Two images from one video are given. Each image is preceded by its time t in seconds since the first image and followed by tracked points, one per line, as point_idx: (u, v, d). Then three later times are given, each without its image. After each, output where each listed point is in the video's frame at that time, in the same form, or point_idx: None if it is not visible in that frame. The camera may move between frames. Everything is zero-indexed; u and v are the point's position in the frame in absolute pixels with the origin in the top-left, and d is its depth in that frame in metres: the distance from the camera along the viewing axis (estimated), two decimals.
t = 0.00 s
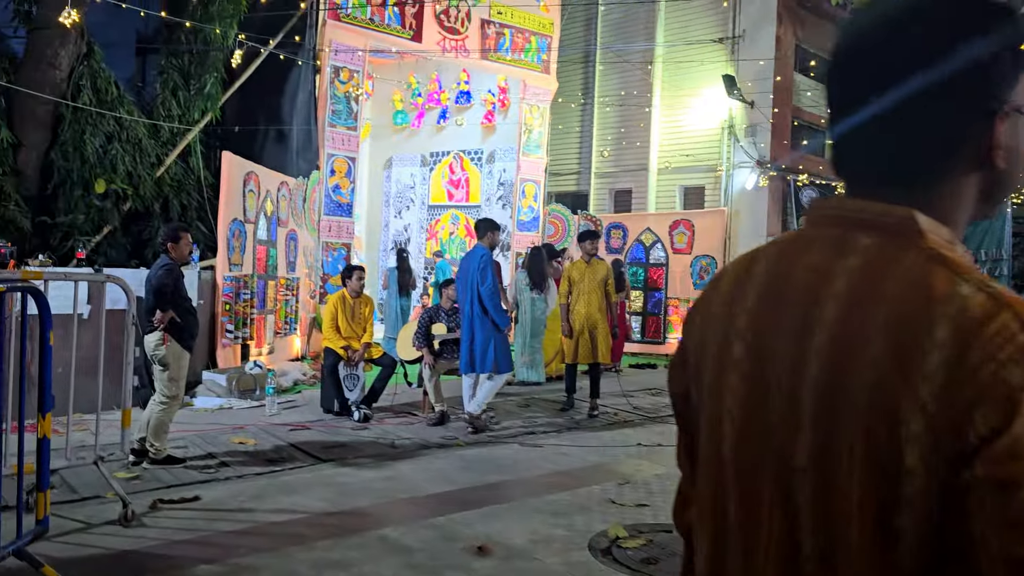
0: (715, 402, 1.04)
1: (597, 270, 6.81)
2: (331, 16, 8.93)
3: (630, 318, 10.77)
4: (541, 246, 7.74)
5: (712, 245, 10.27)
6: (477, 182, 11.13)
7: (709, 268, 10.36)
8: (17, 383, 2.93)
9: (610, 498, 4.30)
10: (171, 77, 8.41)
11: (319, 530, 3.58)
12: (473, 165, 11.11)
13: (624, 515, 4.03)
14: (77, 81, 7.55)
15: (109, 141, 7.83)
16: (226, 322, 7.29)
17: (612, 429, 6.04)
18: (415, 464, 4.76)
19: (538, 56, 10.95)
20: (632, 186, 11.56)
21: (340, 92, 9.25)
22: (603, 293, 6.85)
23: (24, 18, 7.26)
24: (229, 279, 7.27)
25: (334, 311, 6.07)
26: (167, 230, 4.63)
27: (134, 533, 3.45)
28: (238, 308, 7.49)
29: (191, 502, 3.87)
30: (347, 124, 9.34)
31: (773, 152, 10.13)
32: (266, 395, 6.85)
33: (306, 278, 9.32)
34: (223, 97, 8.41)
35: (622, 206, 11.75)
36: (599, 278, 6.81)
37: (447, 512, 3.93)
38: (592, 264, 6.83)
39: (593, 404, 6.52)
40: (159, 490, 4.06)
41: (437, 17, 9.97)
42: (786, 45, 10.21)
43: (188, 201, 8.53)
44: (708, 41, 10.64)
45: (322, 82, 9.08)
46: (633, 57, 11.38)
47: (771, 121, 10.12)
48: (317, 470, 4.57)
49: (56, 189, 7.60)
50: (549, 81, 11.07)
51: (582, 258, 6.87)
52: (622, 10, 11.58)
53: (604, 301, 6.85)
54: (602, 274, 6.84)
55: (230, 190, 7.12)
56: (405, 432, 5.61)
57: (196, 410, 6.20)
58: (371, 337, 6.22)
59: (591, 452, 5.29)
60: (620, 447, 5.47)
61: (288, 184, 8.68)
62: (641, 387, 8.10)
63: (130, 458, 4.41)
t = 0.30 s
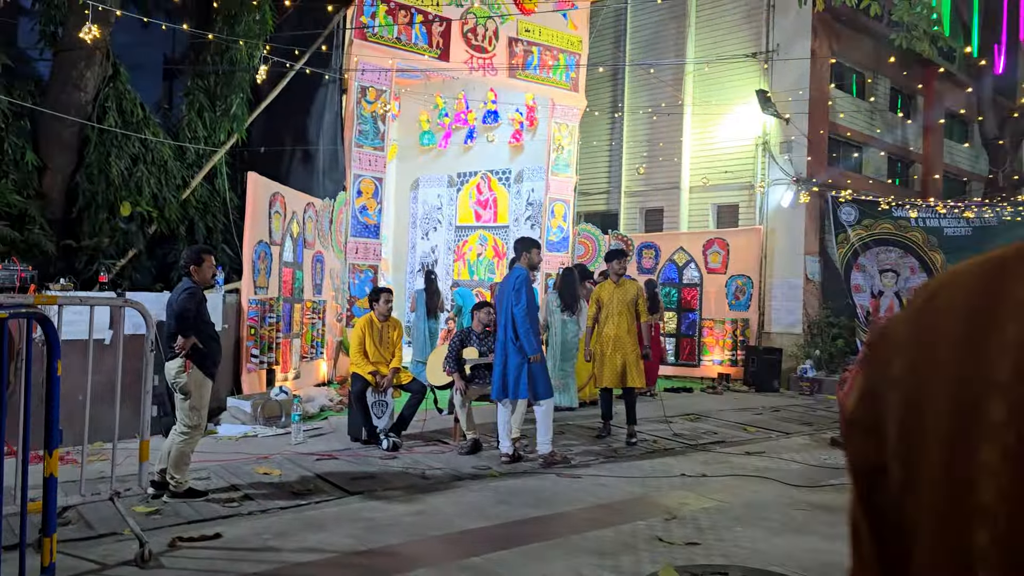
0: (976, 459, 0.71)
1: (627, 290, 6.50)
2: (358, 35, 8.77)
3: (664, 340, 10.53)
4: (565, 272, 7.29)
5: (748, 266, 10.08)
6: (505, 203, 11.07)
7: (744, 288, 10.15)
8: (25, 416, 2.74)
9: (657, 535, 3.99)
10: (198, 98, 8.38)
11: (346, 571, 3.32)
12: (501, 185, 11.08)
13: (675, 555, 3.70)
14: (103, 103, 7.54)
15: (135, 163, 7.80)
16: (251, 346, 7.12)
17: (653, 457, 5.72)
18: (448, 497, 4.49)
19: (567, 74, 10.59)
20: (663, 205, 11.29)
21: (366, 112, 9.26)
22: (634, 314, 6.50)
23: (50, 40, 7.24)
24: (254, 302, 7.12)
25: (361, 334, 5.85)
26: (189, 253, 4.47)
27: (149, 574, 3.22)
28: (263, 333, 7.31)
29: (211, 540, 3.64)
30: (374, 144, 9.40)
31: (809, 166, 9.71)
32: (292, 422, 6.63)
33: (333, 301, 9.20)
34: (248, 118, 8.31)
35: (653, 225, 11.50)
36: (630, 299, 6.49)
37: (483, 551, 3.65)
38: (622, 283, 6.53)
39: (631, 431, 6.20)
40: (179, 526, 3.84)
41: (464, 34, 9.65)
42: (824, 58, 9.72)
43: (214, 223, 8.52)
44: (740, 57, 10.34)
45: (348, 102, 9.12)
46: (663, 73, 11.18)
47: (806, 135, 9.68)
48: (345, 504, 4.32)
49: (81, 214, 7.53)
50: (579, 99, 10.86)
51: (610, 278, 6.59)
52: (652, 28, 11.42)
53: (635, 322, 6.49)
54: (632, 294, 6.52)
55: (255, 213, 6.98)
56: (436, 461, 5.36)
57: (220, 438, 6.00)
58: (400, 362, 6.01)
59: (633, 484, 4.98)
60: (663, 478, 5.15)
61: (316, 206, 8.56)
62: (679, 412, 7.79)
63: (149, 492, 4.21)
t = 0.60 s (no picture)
0: None
1: (647, 325, 6.11)
2: (370, 64, 8.58)
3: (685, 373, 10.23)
4: (582, 305, 6.86)
5: (773, 295, 9.71)
6: (520, 233, 11.03)
7: (769, 319, 9.77)
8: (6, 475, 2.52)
9: None
10: (209, 129, 8.26)
11: None
12: (517, 216, 11.03)
13: None
14: (112, 135, 7.40)
15: (145, 197, 7.73)
16: (261, 384, 6.88)
17: (683, 502, 5.39)
18: (468, 550, 4.20)
19: (583, 103, 10.43)
20: (683, 234, 11.05)
21: (380, 142, 8.99)
22: (654, 350, 6.12)
23: (59, 72, 7.20)
24: (265, 338, 6.90)
25: (375, 372, 5.61)
26: (195, 289, 4.25)
27: None
28: (274, 370, 7.07)
29: None
30: (387, 175, 9.13)
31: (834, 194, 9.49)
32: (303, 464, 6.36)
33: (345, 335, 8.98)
34: (260, 150, 8.17)
35: (672, 255, 11.25)
36: (650, 334, 6.10)
37: None
38: (640, 319, 6.14)
39: (659, 471, 5.89)
40: None
41: (479, 63, 9.49)
42: (846, 87, 9.59)
43: (224, 256, 8.36)
44: (759, 82, 10.17)
45: (361, 133, 8.87)
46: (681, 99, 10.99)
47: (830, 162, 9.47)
48: (358, 557, 4.04)
49: (90, 248, 7.39)
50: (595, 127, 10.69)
51: (627, 313, 6.21)
52: (668, 54, 11.23)
53: (655, 357, 6.11)
54: (652, 329, 6.13)
55: (266, 247, 6.79)
56: (454, 507, 5.07)
57: (228, 482, 5.74)
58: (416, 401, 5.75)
59: (664, 532, 4.66)
60: (695, 526, 4.83)
61: (327, 237, 8.34)
62: (706, 450, 7.47)
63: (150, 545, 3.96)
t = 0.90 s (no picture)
0: None
1: (656, 361, 5.62)
2: (372, 98, 8.45)
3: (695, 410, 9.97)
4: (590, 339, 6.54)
5: (782, 330, 9.54)
6: (523, 268, 10.88)
7: (780, 355, 9.57)
8: None
9: None
10: (208, 165, 8.20)
11: None
12: (519, 251, 10.89)
13: None
14: (109, 170, 7.26)
15: (141, 233, 7.56)
16: (259, 426, 6.66)
17: (701, 550, 5.12)
18: None
19: (587, 136, 10.31)
20: (689, 268, 10.92)
21: (382, 177, 8.88)
22: (665, 389, 5.64)
23: (55, 107, 7.07)
24: (263, 378, 6.69)
25: (377, 413, 5.36)
26: (189, 327, 4.04)
27: None
28: (272, 411, 6.84)
29: None
30: (389, 210, 8.95)
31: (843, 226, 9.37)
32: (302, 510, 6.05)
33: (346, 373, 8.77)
34: (259, 185, 8.02)
35: (679, 290, 11.08)
36: (659, 372, 5.60)
37: None
38: (649, 355, 5.65)
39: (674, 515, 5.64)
40: None
41: (481, 97, 9.42)
42: (853, 118, 9.52)
43: (223, 293, 8.18)
44: (764, 114, 10.09)
45: (362, 167, 8.77)
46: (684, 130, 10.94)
47: (838, 193, 9.39)
48: None
49: (84, 285, 7.20)
50: (599, 161, 10.64)
51: (635, 349, 5.72)
52: (672, 88, 11.22)
53: (665, 396, 5.63)
54: (661, 366, 5.63)
55: (264, 284, 6.60)
56: (460, 556, 4.80)
57: (221, 531, 5.42)
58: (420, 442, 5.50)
59: None
60: None
61: (327, 274, 8.19)
62: (721, 491, 7.19)
63: None
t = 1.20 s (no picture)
0: None
1: (660, 402, 5.36)
2: (364, 131, 8.44)
3: (696, 448, 9.69)
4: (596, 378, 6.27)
5: (784, 365, 9.29)
6: (518, 303, 10.65)
7: (783, 391, 9.29)
8: None
9: None
10: (196, 199, 7.93)
11: None
12: (514, 286, 10.68)
13: None
14: (93, 204, 7.08)
15: (126, 267, 7.23)
16: (244, 469, 6.34)
17: None
18: None
19: (581, 168, 10.11)
20: (687, 303, 10.71)
21: (373, 210, 8.91)
22: (670, 431, 5.35)
23: (38, 138, 6.81)
24: (250, 418, 6.40)
25: (369, 456, 5.08)
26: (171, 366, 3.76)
27: None
28: (259, 453, 6.54)
29: None
30: (381, 244, 9.01)
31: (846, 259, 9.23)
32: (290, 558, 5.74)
33: (336, 413, 8.45)
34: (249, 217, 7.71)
35: (677, 325, 10.88)
36: (664, 414, 5.34)
37: None
38: (654, 394, 5.39)
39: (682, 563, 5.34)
40: None
41: (475, 129, 9.29)
42: (852, 150, 9.44)
43: (209, 330, 7.83)
44: (763, 146, 10.03)
45: (354, 201, 8.80)
46: (676, 161, 10.96)
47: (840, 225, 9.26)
48: None
49: (65, 322, 6.90)
50: (594, 194, 10.33)
51: (639, 388, 5.46)
52: (668, 120, 11.13)
53: (670, 439, 5.34)
54: (665, 407, 5.37)
55: (252, 320, 6.34)
56: None
57: None
58: (415, 488, 5.19)
59: None
60: None
61: (318, 309, 7.93)
62: (729, 535, 6.90)
63: None
